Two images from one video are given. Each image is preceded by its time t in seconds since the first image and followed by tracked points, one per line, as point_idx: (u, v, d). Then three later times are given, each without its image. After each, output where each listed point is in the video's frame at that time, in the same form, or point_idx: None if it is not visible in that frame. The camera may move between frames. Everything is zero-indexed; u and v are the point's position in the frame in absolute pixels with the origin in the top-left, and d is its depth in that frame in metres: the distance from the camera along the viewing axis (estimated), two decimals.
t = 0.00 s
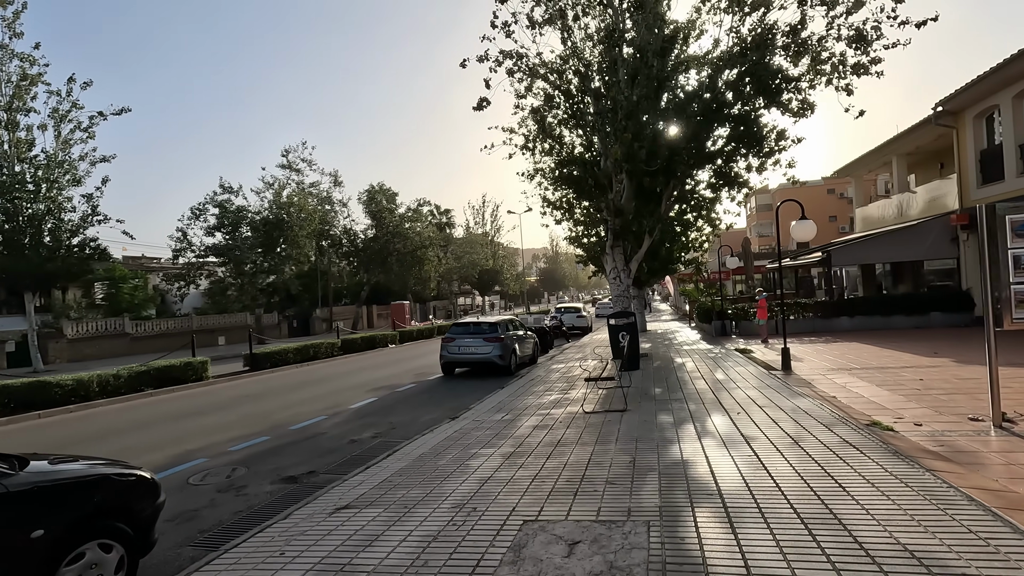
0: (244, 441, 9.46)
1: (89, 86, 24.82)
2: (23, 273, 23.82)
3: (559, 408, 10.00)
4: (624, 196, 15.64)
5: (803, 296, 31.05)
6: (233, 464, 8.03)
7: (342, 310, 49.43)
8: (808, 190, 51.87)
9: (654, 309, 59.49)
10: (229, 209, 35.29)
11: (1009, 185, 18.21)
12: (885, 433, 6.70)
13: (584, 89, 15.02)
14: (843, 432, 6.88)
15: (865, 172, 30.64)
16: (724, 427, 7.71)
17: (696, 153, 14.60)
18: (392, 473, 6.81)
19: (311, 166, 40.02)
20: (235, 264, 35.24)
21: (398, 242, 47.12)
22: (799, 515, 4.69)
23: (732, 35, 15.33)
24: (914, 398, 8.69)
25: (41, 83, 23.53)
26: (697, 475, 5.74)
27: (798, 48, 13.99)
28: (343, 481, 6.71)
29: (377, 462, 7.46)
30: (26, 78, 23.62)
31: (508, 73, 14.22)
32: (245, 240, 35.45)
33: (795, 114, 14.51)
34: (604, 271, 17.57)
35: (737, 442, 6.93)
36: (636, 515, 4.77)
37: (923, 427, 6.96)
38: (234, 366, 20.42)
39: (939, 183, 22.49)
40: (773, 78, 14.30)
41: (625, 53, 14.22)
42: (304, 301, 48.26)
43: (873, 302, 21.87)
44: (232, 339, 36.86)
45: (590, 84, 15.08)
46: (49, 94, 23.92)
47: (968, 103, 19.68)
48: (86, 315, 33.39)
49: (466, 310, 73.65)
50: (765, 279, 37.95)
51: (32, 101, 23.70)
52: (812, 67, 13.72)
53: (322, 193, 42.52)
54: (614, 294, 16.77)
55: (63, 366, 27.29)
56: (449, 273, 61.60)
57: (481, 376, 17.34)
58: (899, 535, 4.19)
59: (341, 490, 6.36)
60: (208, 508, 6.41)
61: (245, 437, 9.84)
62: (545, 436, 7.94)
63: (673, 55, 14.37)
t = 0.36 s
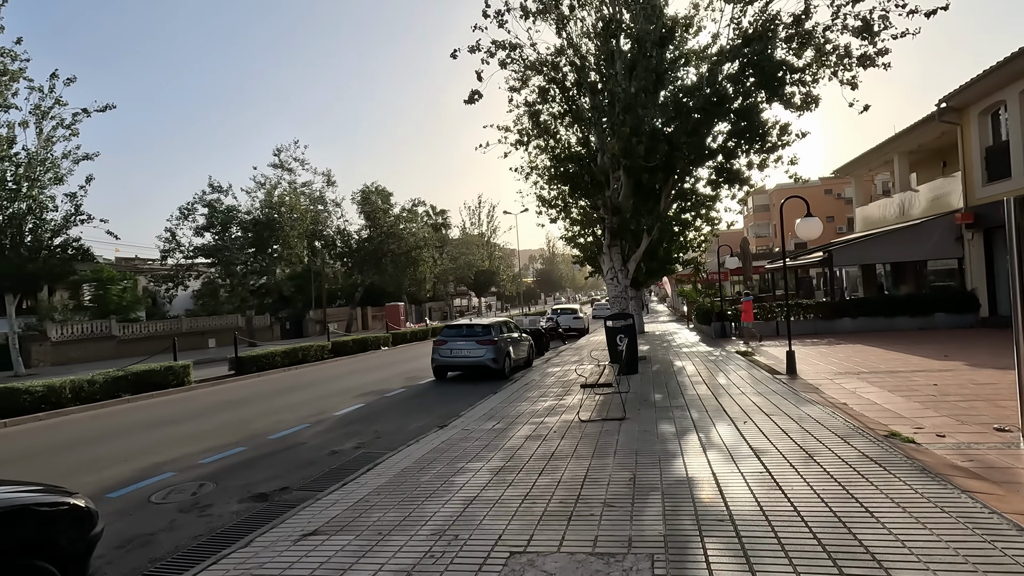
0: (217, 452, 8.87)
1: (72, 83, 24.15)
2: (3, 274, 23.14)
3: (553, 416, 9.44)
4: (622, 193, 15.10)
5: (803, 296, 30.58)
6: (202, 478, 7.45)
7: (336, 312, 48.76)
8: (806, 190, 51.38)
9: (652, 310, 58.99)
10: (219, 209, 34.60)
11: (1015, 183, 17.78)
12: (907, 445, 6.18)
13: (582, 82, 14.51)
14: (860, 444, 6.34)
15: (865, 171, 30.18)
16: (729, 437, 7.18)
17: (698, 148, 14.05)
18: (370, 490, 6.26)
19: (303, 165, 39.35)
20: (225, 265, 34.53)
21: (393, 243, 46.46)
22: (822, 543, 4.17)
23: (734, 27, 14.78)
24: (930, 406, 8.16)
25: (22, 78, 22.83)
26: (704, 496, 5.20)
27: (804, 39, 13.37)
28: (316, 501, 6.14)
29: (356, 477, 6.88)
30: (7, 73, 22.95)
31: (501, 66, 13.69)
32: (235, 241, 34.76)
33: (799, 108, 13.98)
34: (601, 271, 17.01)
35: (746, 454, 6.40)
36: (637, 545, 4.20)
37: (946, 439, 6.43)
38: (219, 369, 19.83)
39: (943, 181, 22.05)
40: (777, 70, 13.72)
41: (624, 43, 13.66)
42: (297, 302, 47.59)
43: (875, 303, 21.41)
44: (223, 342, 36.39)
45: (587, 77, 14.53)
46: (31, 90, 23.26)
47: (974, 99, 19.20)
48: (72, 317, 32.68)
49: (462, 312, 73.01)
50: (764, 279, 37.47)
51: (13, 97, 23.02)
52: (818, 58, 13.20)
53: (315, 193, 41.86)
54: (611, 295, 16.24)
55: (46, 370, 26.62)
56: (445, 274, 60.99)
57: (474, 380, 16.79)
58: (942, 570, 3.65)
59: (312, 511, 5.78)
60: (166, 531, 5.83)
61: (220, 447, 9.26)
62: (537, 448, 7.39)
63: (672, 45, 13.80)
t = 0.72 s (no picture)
0: (184, 460, 8.36)
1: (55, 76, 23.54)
2: None
3: (540, 421, 8.96)
4: (617, 188, 14.61)
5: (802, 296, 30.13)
6: (161, 490, 6.93)
7: (330, 311, 48.19)
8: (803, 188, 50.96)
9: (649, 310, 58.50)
10: (208, 206, 34.01)
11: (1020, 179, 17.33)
12: (918, 456, 5.71)
13: (574, 73, 14.02)
14: (868, 455, 5.86)
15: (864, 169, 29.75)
16: (725, 445, 6.71)
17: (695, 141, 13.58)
18: (337, 504, 5.77)
19: (296, 163, 38.78)
20: (215, 264, 33.94)
21: (387, 242, 45.86)
22: (830, 572, 3.70)
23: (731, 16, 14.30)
24: (939, 411, 7.69)
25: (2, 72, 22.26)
26: (698, 514, 4.73)
27: (803, 27, 12.90)
28: (277, 516, 5.64)
29: (325, 488, 6.39)
30: None
31: (489, 56, 13.18)
32: (224, 239, 34.14)
33: (798, 101, 13.51)
34: (595, 269, 16.52)
35: (744, 465, 5.92)
36: None
37: (960, 449, 5.96)
38: (204, 370, 19.32)
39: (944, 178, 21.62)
40: (776, 61, 13.25)
41: (618, 32, 13.17)
42: (290, 301, 47.01)
43: (876, 302, 20.99)
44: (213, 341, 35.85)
45: (579, 68, 14.04)
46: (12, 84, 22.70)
47: (977, 94, 18.74)
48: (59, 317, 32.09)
49: (459, 311, 72.47)
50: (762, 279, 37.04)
51: None
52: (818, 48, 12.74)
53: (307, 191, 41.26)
54: (605, 294, 15.77)
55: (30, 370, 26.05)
56: (441, 274, 60.42)
57: (464, 382, 16.31)
58: None
59: (271, 529, 5.28)
60: (112, 552, 5.32)
61: (188, 454, 8.75)
62: (520, 457, 6.90)
63: (667, 35, 13.32)
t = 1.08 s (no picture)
0: (148, 473, 7.87)
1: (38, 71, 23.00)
2: None
3: (526, 431, 8.50)
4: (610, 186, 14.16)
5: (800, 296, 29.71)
6: (115, 509, 6.45)
7: (323, 311, 47.62)
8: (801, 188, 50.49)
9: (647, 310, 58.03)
10: (198, 205, 33.44)
11: None
12: (927, 476, 5.28)
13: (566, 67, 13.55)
14: (874, 474, 5.40)
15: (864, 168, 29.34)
16: (721, 461, 6.26)
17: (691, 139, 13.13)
18: (299, 527, 5.32)
19: (288, 161, 38.23)
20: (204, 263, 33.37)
21: (381, 241, 45.23)
22: None
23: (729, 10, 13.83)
24: (948, 423, 7.25)
25: None
26: (689, 544, 4.28)
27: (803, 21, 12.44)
28: (232, 541, 5.19)
29: (288, 507, 5.93)
30: None
31: (478, 49, 12.69)
32: (214, 238, 33.55)
33: (797, 96, 13.05)
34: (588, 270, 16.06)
35: (741, 485, 5.47)
36: None
37: (973, 467, 5.53)
38: (188, 373, 18.80)
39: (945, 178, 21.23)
40: (775, 56, 12.78)
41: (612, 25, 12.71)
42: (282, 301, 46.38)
43: (876, 304, 20.57)
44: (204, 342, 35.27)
45: (571, 62, 13.57)
46: None
47: (981, 91, 18.29)
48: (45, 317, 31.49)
49: (455, 311, 71.90)
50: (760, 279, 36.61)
51: None
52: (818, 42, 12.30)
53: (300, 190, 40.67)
54: (598, 296, 15.31)
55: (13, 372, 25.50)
56: (437, 274, 59.84)
57: (454, 386, 15.84)
58: None
59: (223, 556, 4.81)
60: None
61: (153, 466, 8.27)
62: (501, 473, 6.44)
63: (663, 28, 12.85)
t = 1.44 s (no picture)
0: (112, 481, 7.34)
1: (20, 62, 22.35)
2: None
3: (517, 435, 8.00)
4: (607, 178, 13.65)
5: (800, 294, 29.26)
6: (66, 522, 5.92)
7: (318, 310, 47.04)
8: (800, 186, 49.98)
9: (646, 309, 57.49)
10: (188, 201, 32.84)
11: None
12: (956, 489, 4.79)
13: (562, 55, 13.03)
14: (896, 487, 4.89)
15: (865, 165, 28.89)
16: (727, 470, 5.74)
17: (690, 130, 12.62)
18: (261, 546, 4.81)
19: (281, 157, 37.64)
20: (194, 261, 32.76)
21: (376, 239, 44.64)
22: None
23: None
24: (968, 428, 6.76)
25: None
26: (692, 569, 3.78)
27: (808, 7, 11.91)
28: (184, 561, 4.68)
29: (253, 521, 5.42)
30: None
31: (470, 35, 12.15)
32: (205, 236, 32.96)
33: (801, 86, 12.52)
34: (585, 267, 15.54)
35: (750, 499, 4.96)
36: None
37: (1005, 478, 5.03)
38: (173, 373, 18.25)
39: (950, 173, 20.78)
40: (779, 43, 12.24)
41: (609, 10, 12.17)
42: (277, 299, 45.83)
43: (880, 302, 20.11)
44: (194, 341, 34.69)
45: (567, 49, 13.04)
46: None
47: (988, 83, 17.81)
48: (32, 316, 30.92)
49: (452, 310, 71.35)
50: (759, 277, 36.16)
51: None
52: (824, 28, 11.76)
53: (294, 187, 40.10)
54: (595, 293, 14.81)
55: None
56: (434, 272, 59.27)
57: (445, 387, 15.33)
58: None
59: None
60: None
61: (119, 473, 7.74)
62: (488, 483, 5.93)
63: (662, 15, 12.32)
